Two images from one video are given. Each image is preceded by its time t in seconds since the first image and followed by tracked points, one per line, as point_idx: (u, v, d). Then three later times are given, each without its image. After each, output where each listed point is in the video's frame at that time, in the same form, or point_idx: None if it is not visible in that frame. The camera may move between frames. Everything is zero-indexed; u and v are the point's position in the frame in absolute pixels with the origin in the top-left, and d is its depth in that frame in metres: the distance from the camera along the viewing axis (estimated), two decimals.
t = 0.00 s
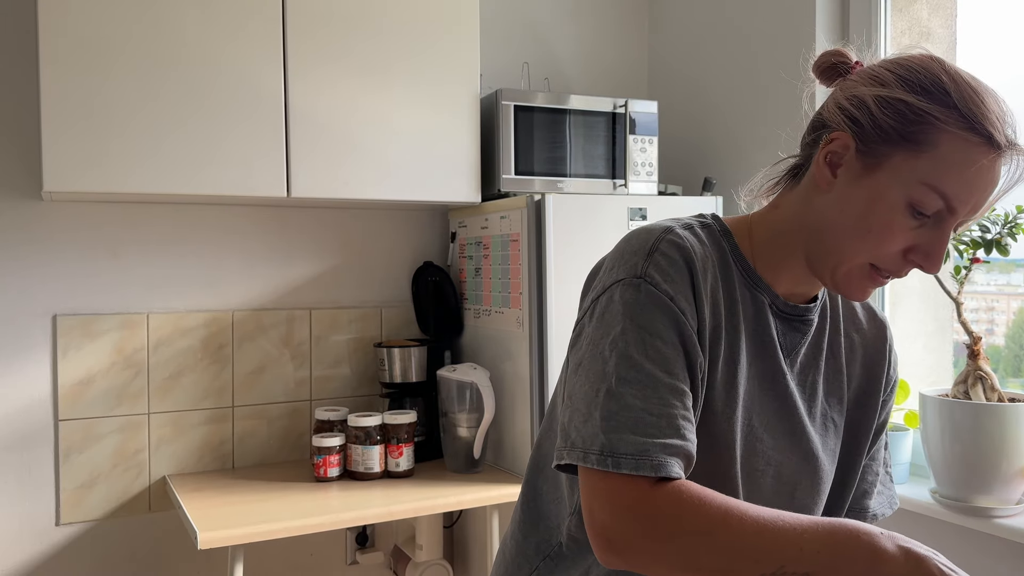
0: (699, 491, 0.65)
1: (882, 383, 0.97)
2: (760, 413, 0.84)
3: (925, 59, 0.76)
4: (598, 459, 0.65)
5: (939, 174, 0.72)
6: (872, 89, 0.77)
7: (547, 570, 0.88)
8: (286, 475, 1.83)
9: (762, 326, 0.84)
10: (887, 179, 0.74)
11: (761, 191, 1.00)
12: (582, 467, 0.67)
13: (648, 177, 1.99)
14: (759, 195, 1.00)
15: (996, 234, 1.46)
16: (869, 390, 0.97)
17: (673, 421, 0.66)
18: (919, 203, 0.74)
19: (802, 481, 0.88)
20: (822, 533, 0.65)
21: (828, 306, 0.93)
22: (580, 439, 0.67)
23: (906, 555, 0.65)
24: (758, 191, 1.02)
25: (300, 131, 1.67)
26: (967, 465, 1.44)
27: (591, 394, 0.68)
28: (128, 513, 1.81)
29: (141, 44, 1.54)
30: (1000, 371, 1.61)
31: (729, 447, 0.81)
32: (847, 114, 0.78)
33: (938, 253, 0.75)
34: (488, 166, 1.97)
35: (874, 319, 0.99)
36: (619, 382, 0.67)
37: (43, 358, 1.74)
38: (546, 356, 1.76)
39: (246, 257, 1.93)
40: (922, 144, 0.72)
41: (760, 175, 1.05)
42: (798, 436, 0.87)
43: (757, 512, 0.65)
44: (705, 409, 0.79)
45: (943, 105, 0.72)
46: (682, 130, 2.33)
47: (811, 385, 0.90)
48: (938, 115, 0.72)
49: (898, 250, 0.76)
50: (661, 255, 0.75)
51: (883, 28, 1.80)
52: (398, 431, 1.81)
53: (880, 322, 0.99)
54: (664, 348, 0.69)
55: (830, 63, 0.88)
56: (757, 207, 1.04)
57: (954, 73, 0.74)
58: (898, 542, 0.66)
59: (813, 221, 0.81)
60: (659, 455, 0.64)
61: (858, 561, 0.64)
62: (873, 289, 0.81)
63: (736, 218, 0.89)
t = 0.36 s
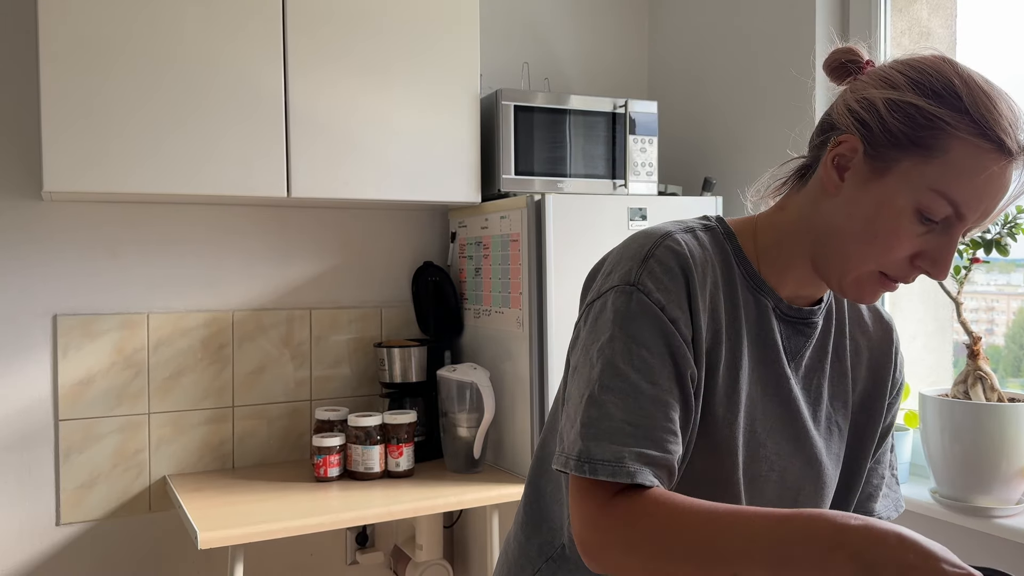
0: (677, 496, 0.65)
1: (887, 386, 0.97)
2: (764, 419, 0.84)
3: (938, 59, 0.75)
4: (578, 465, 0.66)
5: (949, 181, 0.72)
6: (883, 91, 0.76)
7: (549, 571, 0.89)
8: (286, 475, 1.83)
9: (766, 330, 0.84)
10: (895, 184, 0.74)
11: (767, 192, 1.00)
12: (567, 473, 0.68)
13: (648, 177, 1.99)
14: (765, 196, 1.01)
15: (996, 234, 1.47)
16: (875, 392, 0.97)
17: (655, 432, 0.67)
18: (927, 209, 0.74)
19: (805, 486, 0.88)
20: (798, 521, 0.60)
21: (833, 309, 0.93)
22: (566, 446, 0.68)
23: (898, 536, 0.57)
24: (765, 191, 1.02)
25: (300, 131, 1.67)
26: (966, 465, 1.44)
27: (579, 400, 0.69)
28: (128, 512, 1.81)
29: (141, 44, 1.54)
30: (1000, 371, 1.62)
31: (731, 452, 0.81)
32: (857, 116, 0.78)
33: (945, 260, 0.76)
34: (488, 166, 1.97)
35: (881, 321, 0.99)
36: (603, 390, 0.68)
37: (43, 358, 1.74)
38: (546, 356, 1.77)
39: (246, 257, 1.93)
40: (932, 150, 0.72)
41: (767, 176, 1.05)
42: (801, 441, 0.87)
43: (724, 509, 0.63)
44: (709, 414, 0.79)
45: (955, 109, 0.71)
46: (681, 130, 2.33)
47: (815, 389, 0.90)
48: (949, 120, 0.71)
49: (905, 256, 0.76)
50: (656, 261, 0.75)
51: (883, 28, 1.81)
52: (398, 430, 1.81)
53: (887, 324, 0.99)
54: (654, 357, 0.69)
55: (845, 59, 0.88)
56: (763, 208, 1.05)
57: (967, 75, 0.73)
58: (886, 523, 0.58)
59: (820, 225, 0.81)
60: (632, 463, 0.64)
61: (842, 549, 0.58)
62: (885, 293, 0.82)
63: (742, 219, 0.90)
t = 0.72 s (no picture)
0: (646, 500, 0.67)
1: (876, 365, 0.96)
2: (752, 411, 0.84)
3: (895, 39, 0.75)
4: (555, 479, 0.68)
5: (908, 164, 0.72)
6: (839, 76, 0.76)
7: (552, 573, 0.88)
8: (286, 476, 1.83)
9: (746, 325, 0.85)
10: (855, 170, 0.74)
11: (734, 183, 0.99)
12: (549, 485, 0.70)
13: (648, 177, 1.99)
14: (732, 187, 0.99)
15: (996, 235, 1.46)
16: (864, 373, 0.96)
17: (629, 441, 0.68)
18: (888, 193, 0.74)
19: (801, 476, 0.87)
20: (752, 524, 0.63)
21: (814, 295, 0.93)
22: (545, 459, 0.71)
23: (838, 531, 0.61)
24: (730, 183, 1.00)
25: (300, 131, 1.67)
26: (966, 465, 1.44)
27: (554, 413, 0.72)
28: (128, 512, 1.81)
29: (141, 44, 1.54)
30: (1000, 371, 1.62)
31: (719, 449, 0.81)
32: (815, 103, 0.78)
33: (912, 243, 0.75)
34: (488, 166, 1.97)
35: (863, 300, 0.98)
36: (575, 404, 0.70)
37: (42, 358, 1.74)
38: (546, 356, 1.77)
39: (246, 257, 1.93)
40: (889, 133, 0.72)
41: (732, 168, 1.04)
42: (791, 433, 0.86)
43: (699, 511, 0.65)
44: (693, 412, 0.80)
45: (909, 91, 0.72)
46: (680, 130, 2.33)
47: (802, 379, 0.89)
48: (903, 102, 0.71)
49: (870, 242, 0.76)
50: (624, 268, 0.76)
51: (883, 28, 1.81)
52: (398, 430, 1.81)
53: (870, 303, 0.98)
54: (625, 365, 0.71)
55: (810, 43, 0.87)
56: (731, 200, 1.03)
57: (923, 55, 0.73)
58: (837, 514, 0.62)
59: (788, 215, 0.81)
60: (607, 477, 0.66)
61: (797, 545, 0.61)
62: (853, 278, 0.81)
63: (715, 215, 0.90)
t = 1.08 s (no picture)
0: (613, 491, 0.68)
1: (862, 341, 0.94)
2: (723, 398, 0.84)
3: (825, 23, 0.77)
4: (528, 480, 0.70)
5: (847, 144, 0.72)
6: (773, 65, 0.78)
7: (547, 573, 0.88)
8: (286, 476, 1.83)
9: (713, 314, 0.85)
10: (797, 155, 0.75)
11: (696, 179, 1.00)
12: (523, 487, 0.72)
13: (648, 177, 2.00)
14: (695, 182, 1.00)
15: (996, 234, 1.46)
16: (849, 352, 0.94)
17: (599, 437, 0.69)
18: (833, 175, 0.73)
19: (783, 461, 0.86)
20: (713, 508, 0.63)
21: (787, 279, 0.93)
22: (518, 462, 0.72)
23: (794, 508, 0.60)
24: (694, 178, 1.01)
25: (300, 131, 1.67)
26: (966, 465, 1.44)
27: (525, 417, 0.74)
28: (128, 512, 1.81)
29: (141, 44, 1.54)
30: (999, 371, 1.62)
31: (690, 439, 0.81)
32: (754, 94, 0.79)
33: (865, 222, 0.74)
34: (488, 166, 1.97)
35: (841, 279, 0.97)
36: (542, 405, 0.72)
37: (42, 358, 1.74)
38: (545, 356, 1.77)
39: (246, 257, 1.94)
40: (823, 115, 0.73)
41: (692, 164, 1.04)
42: (766, 421, 0.86)
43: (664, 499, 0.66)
44: (664, 404, 0.80)
45: (839, 72, 0.73)
46: (680, 129, 2.34)
47: (778, 364, 0.88)
48: (832, 83, 0.72)
49: (824, 225, 0.76)
50: (583, 269, 0.78)
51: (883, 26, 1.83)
52: (398, 430, 1.81)
53: (849, 281, 0.97)
54: (587, 362, 0.72)
55: (751, 37, 0.88)
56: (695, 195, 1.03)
57: (852, 35, 0.74)
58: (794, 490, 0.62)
59: (742, 206, 0.82)
60: (578, 475, 0.67)
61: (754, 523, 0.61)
62: (818, 266, 0.80)
63: (677, 211, 0.91)
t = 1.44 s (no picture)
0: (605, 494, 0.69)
1: (851, 338, 0.94)
2: (714, 397, 0.84)
3: (802, 22, 0.77)
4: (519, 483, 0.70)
5: (829, 142, 0.72)
6: (752, 67, 0.78)
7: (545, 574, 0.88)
8: (286, 476, 1.83)
9: (702, 313, 0.85)
10: (780, 155, 0.75)
11: (682, 179, 1.00)
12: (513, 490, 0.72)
13: (648, 177, 2.00)
14: (681, 182, 1.00)
15: (996, 235, 1.46)
16: (840, 348, 0.94)
17: (587, 439, 0.70)
18: (817, 173, 0.74)
19: (774, 459, 0.86)
20: (701, 508, 0.63)
21: (777, 276, 0.93)
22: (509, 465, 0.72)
23: (780, 508, 0.60)
24: (679, 179, 1.01)
25: (301, 131, 1.67)
26: (965, 465, 1.44)
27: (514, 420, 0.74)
28: (128, 512, 1.81)
29: (142, 44, 1.54)
30: (999, 371, 1.62)
31: (680, 438, 0.81)
32: (734, 96, 0.80)
33: (852, 219, 0.74)
34: (488, 166, 1.97)
35: (831, 276, 0.97)
36: (531, 408, 0.72)
37: (42, 358, 1.74)
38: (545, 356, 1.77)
39: (246, 257, 1.93)
40: (804, 114, 0.73)
41: (677, 165, 1.03)
42: (757, 420, 0.86)
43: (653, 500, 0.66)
44: (652, 404, 0.80)
45: (817, 71, 0.73)
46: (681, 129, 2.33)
47: (768, 362, 0.88)
48: (811, 82, 0.72)
49: (811, 223, 0.76)
50: (569, 270, 0.78)
51: (883, 27, 1.84)
52: (398, 430, 1.81)
53: (839, 277, 0.97)
54: (575, 363, 0.72)
55: (732, 35, 0.88)
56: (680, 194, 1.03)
57: (830, 33, 0.74)
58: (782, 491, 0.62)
59: (729, 206, 0.82)
60: (569, 477, 0.68)
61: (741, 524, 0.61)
62: (808, 264, 0.80)
63: (664, 211, 0.91)
